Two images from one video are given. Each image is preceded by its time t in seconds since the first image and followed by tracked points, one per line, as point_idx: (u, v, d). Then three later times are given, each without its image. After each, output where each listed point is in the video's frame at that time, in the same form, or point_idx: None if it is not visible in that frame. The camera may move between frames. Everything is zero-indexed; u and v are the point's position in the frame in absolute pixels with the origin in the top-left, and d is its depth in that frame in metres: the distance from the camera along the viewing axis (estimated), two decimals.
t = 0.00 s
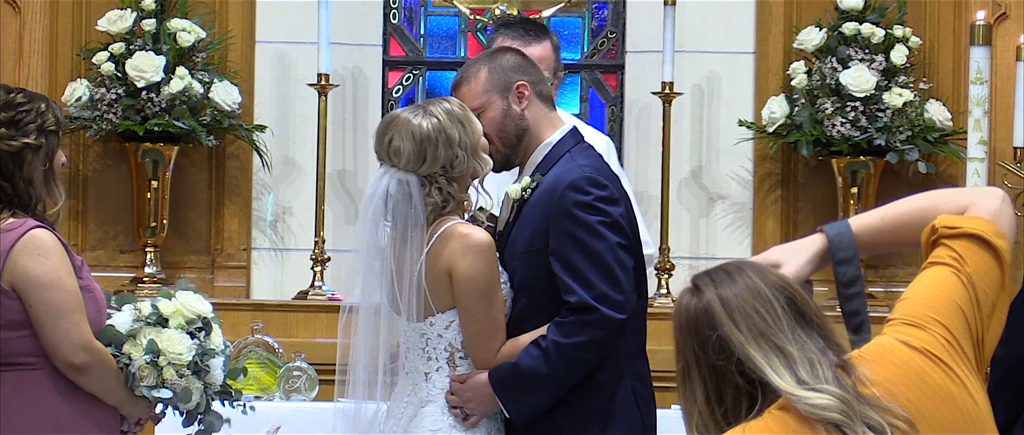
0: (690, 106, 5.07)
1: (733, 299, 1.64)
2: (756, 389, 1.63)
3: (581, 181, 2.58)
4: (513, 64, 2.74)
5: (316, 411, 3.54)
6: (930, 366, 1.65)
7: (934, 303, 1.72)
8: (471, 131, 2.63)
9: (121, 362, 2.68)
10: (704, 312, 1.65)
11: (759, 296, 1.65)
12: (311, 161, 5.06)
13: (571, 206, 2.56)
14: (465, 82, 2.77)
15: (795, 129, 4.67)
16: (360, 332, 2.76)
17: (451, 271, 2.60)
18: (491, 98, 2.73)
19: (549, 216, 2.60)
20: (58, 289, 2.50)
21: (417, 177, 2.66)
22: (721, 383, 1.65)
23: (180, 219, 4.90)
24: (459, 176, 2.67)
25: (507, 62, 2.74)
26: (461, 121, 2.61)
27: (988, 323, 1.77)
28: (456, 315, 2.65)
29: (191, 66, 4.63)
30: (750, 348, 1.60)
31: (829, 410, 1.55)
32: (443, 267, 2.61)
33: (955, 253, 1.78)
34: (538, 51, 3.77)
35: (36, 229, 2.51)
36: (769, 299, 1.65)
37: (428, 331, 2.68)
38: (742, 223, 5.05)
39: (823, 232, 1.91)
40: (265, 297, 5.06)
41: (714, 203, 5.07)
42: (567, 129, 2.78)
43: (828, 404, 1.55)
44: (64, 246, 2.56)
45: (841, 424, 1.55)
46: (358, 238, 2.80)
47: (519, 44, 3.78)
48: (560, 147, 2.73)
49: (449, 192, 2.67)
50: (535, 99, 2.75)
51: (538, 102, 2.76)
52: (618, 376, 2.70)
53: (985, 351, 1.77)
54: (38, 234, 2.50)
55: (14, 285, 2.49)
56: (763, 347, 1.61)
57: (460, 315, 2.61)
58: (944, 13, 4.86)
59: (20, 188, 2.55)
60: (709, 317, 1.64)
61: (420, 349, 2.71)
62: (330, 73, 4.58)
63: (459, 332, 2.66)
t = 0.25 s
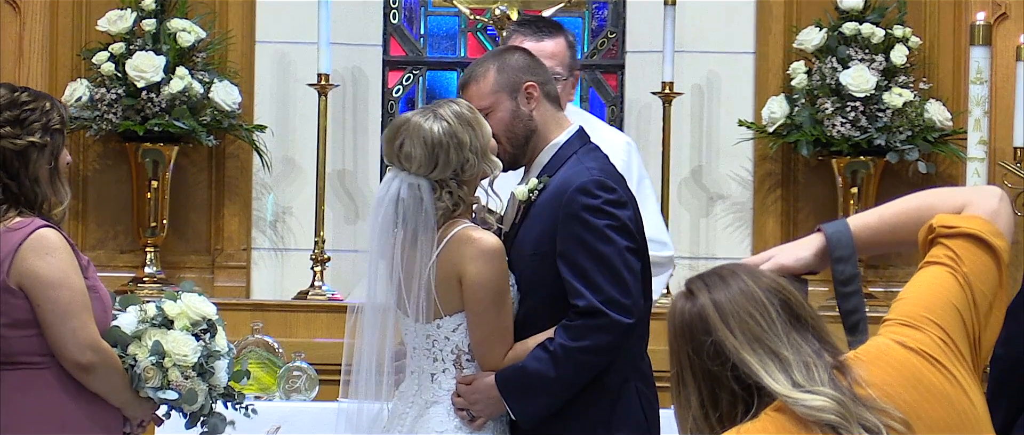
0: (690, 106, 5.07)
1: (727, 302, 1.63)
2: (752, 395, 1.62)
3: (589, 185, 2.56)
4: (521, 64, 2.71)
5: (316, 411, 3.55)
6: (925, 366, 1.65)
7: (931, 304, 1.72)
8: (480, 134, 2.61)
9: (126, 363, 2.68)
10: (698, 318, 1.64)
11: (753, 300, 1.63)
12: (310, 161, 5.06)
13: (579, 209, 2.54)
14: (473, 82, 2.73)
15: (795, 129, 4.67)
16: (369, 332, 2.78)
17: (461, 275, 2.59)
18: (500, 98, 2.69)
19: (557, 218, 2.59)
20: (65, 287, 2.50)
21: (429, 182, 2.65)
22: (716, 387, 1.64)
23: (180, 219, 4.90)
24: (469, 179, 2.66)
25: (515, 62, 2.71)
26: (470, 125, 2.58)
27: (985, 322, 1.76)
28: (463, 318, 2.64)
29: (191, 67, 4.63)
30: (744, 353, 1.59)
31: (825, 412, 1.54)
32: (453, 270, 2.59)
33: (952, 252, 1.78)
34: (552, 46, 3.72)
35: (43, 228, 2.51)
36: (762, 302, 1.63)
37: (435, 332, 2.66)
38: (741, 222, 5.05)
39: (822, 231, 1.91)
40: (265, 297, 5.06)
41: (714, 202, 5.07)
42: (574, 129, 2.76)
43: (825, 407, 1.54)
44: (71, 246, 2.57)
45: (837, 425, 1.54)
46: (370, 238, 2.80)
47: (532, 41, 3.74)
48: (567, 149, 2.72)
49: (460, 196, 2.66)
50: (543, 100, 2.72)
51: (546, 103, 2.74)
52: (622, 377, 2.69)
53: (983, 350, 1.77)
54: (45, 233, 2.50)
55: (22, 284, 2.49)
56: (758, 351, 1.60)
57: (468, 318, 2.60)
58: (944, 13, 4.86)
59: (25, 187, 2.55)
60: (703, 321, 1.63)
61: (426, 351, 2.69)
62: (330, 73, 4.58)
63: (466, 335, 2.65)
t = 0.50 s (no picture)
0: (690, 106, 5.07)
1: (728, 302, 1.62)
2: (751, 396, 1.61)
3: (595, 187, 2.56)
4: (528, 65, 2.69)
5: (316, 411, 3.54)
6: (926, 367, 1.65)
7: (930, 304, 1.72)
8: (489, 137, 2.60)
9: (126, 365, 2.68)
10: (698, 317, 1.63)
11: (753, 300, 1.63)
12: (311, 162, 5.06)
13: (585, 211, 2.53)
14: (481, 81, 2.70)
15: (795, 129, 4.67)
16: (375, 332, 2.77)
17: (468, 279, 2.59)
18: (507, 99, 2.68)
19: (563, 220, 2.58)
20: (67, 287, 2.50)
21: (438, 185, 2.65)
22: (715, 387, 1.63)
23: (180, 219, 4.90)
24: (477, 182, 2.66)
25: (523, 61, 2.70)
26: (479, 127, 2.58)
27: (983, 322, 1.76)
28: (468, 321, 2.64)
29: (192, 67, 4.63)
30: (745, 353, 1.58)
31: (826, 414, 1.54)
32: (460, 274, 2.60)
33: (950, 252, 1.78)
34: (570, 50, 3.63)
35: (46, 228, 2.51)
36: (763, 302, 1.63)
37: (440, 334, 2.66)
38: (741, 223, 5.05)
39: (819, 232, 1.90)
40: (265, 297, 5.06)
41: (714, 202, 5.07)
42: (580, 131, 2.75)
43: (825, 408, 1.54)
44: (73, 246, 2.57)
45: (838, 426, 1.54)
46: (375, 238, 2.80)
47: (551, 43, 3.66)
48: (572, 150, 2.71)
49: (467, 198, 2.67)
50: (550, 102, 2.70)
51: (552, 105, 2.72)
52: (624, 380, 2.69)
53: (982, 351, 1.77)
54: (48, 233, 2.50)
55: (24, 284, 2.49)
56: (758, 352, 1.59)
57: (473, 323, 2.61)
58: (944, 13, 4.86)
59: (26, 187, 2.55)
60: (704, 322, 1.62)
61: (431, 353, 2.69)
62: (330, 73, 4.58)
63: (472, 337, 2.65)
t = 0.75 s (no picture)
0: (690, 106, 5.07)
1: (728, 302, 1.62)
2: (750, 396, 1.61)
3: (597, 189, 2.55)
4: (531, 66, 2.69)
5: (316, 411, 3.54)
6: (926, 368, 1.65)
7: (930, 304, 1.72)
8: (493, 139, 2.59)
9: (125, 365, 2.68)
10: (698, 317, 1.63)
11: (753, 300, 1.63)
12: (311, 161, 5.06)
13: (587, 213, 2.53)
14: (484, 81, 2.70)
15: (795, 129, 4.67)
16: (378, 333, 2.77)
17: (470, 280, 2.59)
18: (511, 99, 2.67)
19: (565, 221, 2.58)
20: (65, 289, 2.50)
21: (440, 187, 2.65)
22: (715, 387, 1.63)
23: (180, 219, 4.90)
24: (480, 184, 2.66)
25: (526, 61, 2.69)
26: (483, 129, 2.58)
27: (983, 322, 1.77)
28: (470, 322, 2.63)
29: (191, 66, 4.63)
30: (745, 354, 1.58)
31: (827, 416, 1.54)
32: (463, 275, 2.59)
33: (949, 251, 1.78)
34: (568, 50, 3.61)
35: (43, 229, 2.51)
36: (762, 302, 1.63)
37: (442, 335, 2.66)
38: (741, 222, 5.05)
39: (817, 233, 1.90)
40: (265, 298, 5.05)
41: (714, 202, 5.07)
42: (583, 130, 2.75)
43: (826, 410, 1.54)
44: (70, 247, 2.57)
45: (837, 428, 1.54)
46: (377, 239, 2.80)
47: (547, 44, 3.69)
48: (576, 150, 2.71)
49: (471, 200, 2.67)
50: (554, 103, 2.70)
51: (556, 105, 2.71)
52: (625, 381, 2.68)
53: (982, 350, 1.77)
54: (45, 234, 2.50)
55: (21, 285, 2.49)
56: (758, 353, 1.59)
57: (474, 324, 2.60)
58: (944, 13, 4.86)
59: (24, 187, 2.55)
60: (704, 323, 1.62)
61: (434, 353, 2.68)
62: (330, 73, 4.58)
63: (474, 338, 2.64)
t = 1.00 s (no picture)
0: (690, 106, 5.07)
1: (727, 302, 1.62)
2: (749, 395, 1.61)
3: (597, 190, 2.49)
4: (542, 63, 2.62)
5: (316, 411, 3.54)
6: (926, 368, 1.65)
7: (928, 304, 1.72)
8: (489, 138, 2.63)
9: (122, 364, 2.68)
10: (697, 316, 1.63)
11: (752, 299, 1.63)
12: (311, 161, 5.06)
13: (585, 214, 2.47)
14: (493, 77, 2.63)
15: (795, 129, 4.67)
16: (376, 332, 2.78)
17: (464, 279, 2.58)
18: (517, 98, 2.61)
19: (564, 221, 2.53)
20: (62, 289, 2.50)
21: (437, 187, 2.67)
22: (714, 386, 1.63)
23: (180, 219, 4.90)
24: (477, 183, 2.68)
25: (537, 58, 2.63)
26: (479, 129, 2.61)
27: (981, 321, 1.77)
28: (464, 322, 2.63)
29: (191, 66, 4.62)
30: (744, 353, 1.58)
31: (827, 416, 1.53)
32: (456, 275, 2.59)
33: (947, 251, 1.78)
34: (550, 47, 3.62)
35: (39, 229, 2.50)
36: (761, 301, 1.63)
37: (437, 334, 2.66)
38: (741, 223, 5.05)
39: (815, 234, 1.90)
40: (265, 297, 5.06)
41: (714, 203, 5.07)
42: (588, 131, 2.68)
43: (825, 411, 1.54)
44: (66, 247, 2.56)
45: (837, 428, 1.54)
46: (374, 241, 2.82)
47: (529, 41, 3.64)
48: (581, 150, 2.64)
49: (467, 200, 2.68)
50: (561, 103, 2.64)
51: (564, 105, 2.65)
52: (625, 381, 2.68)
53: (981, 350, 1.77)
54: (41, 234, 2.50)
55: (17, 286, 2.48)
56: (757, 352, 1.59)
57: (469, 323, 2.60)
58: (944, 13, 4.86)
59: (20, 187, 2.55)
60: (703, 323, 1.62)
61: (433, 353, 2.68)
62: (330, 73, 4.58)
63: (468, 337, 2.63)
